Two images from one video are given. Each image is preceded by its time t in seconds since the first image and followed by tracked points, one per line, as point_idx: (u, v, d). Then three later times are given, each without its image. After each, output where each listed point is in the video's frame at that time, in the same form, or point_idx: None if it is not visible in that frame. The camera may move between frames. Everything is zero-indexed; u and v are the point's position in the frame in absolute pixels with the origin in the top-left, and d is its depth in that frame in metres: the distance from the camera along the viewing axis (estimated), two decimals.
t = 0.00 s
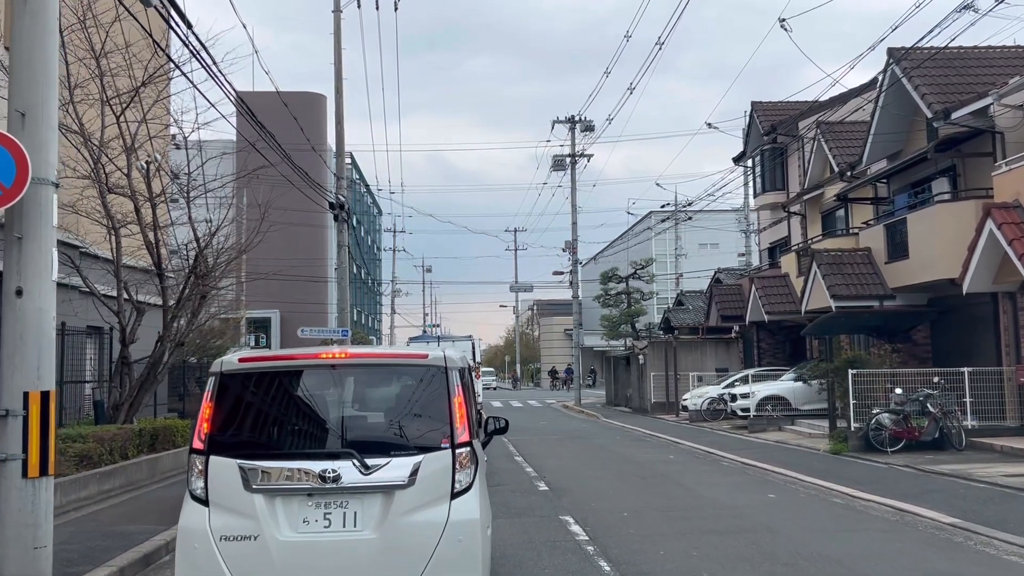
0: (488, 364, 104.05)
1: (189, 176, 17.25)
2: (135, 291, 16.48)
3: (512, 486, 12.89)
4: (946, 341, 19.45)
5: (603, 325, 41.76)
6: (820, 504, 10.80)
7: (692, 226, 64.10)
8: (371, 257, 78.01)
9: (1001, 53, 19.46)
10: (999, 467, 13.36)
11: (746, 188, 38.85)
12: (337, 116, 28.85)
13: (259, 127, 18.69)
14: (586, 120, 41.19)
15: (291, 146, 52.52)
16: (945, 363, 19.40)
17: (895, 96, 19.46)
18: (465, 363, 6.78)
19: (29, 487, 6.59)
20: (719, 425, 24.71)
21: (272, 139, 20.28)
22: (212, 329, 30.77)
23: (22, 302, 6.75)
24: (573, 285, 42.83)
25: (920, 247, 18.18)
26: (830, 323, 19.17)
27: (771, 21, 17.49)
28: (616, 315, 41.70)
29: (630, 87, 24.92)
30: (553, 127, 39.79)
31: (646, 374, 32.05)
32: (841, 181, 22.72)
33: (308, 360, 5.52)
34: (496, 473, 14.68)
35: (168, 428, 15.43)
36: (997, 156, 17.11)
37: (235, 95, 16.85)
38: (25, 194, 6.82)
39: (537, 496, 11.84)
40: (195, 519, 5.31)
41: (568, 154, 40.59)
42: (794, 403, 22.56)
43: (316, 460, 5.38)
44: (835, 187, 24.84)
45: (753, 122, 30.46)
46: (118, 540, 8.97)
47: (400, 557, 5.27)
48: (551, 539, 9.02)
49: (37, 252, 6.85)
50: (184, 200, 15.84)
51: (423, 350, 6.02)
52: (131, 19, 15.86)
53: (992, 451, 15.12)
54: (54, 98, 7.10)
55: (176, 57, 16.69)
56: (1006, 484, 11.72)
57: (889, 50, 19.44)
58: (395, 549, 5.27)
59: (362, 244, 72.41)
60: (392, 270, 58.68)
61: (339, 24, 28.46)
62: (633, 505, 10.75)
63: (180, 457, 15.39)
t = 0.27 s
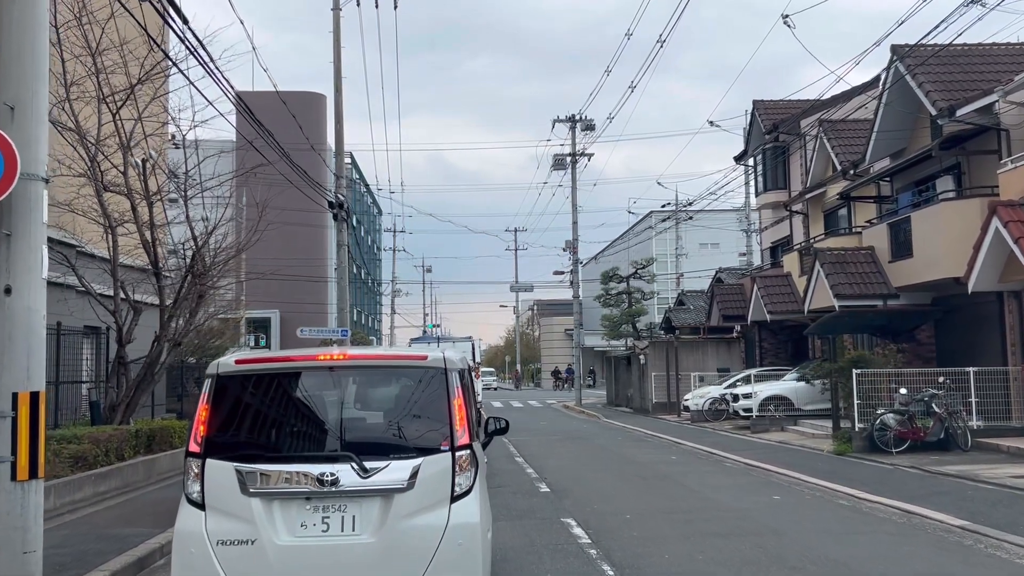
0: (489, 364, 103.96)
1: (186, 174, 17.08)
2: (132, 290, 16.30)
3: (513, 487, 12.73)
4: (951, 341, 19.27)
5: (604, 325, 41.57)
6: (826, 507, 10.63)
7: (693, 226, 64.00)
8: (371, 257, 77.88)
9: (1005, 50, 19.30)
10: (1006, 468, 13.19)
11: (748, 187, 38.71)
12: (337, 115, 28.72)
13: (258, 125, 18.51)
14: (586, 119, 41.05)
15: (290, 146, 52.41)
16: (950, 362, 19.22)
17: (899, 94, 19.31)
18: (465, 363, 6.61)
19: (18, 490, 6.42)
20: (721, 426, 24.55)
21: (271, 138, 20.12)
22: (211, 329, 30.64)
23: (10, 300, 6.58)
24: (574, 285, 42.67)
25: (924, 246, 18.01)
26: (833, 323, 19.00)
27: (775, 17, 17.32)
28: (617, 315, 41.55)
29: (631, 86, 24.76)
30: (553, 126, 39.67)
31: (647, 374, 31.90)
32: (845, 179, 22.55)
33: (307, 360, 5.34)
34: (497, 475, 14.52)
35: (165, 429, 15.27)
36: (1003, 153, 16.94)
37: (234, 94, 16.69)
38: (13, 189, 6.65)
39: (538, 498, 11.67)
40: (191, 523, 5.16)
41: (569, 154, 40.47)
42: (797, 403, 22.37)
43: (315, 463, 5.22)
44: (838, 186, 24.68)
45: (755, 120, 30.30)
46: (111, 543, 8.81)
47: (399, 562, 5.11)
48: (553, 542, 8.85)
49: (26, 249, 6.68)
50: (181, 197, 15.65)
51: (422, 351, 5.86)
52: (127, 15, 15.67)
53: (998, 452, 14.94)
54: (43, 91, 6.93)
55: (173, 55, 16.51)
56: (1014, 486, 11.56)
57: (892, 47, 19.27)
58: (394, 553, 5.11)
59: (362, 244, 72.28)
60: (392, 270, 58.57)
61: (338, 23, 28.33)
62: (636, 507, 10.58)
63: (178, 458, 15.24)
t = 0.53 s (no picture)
0: (489, 364, 103.77)
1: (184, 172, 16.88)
2: (128, 290, 16.09)
3: (514, 489, 12.52)
4: (956, 340, 19.07)
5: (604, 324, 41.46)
6: (834, 509, 10.42)
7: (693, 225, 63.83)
8: (371, 257, 77.67)
9: (1011, 46, 19.09)
10: (1015, 470, 12.98)
11: (749, 186, 38.51)
12: (336, 114, 28.51)
13: (257, 123, 18.30)
14: (587, 118, 40.86)
15: (290, 146, 52.23)
16: (956, 362, 19.02)
17: (904, 91, 19.11)
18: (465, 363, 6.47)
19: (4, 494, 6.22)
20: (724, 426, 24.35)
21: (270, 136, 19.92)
22: (209, 330, 30.43)
23: None
24: (574, 284, 42.49)
25: (930, 244, 17.80)
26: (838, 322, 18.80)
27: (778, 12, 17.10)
28: (618, 315, 41.34)
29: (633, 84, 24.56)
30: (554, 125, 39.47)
31: (648, 374, 31.70)
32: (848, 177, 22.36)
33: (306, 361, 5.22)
34: (497, 476, 14.32)
35: (162, 430, 15.07)
36: (1009, 150, 16.73)
37: (232, 91, 16.48)
38: None
39: (540, 501, 11.46)
40: (188, 526, 5.04)
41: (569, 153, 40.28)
42: (800, 404, 22.14)
43: (314, 464, 5.10)
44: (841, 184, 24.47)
45: (757, 118, 30.09)
46: (103, 547, 8.60)
47: (399, 565, 4.99)
48: (555, 546, 8.64)
49: (12, 245, 6.48)
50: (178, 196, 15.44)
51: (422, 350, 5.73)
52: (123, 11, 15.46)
53: (1006, 453, 14.73)
54: (30, 82, 6.73)
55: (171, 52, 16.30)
56: None
57: (897, 43, 19.06)
58: (393, 556, 4.99)
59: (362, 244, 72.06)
60: (392, 270, 58.39)
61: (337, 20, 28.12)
62: (640, 510, 10.37)
63: (174, 460, 15.04)
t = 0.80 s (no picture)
0: (489, 365, 103.42)
1: (181, 170, 16.71)
2: (123, 289, 15.87)
3: (515, 492, 12.31)
4: (962, 339, 18.87)
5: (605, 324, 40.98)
6: (842, 512, 10.20)
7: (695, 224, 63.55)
8: (371, 257, 77.35)
9: (1018, 42, 18.86)
10: None
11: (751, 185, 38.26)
12: (335, 111, 28.24)
13: (254, 120, 18.13)
14: (588, 116, 40.63)
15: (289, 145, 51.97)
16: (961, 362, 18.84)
17: (909, 88, 18.92)
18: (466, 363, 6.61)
19: None
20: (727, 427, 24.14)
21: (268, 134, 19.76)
22: (206, 330, 30.11)
23: None
24: (575, 284, 42.26)
25: (935, 242, 17.58)
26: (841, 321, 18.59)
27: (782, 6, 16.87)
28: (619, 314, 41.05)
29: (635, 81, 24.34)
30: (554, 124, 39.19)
31: (650, 374, 31.47)
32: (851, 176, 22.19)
33: (306, 362, 5.36)
34: (498, 478, 14.11)
35: (157, 431, 14.83)
36: (1017, 147, 16.51)
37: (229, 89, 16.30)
38: None
39: (541, 503, 11.26)
40: (187, 528, 5.17)
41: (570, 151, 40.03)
42: (804, 404, 21.91)
43: (313, 465, 5.24)
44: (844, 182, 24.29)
45: (759, 116, 29.86)
46: (94, 553, 8.37)
47: (399, 566, 5.12)
48: (557, 550, 8.42)
49: None
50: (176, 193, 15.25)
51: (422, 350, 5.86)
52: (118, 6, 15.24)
53: (1015, 454, 14.49)
54: (16, 74, 6.52)
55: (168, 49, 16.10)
56: None
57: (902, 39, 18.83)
58: (393, 556, 5.12)
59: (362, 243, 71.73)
60: (392, 270, 58.09)
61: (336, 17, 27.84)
62: (643, 513, 10.16)
63: (170, 461, 14.80)
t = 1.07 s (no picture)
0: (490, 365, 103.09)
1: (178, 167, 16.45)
2: (118, 287, 15.61)
3: (516, 494, 12.06)
4: (970, 338, 18.59)
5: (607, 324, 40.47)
6: (852, 515, 9.94)
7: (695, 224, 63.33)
8: (371, 257, 77.09)
9: None
10: None
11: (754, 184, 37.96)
12: (334, 108, 27.93)
13: (250, 116, 17.89)
14: (589, 114, 40.37)
15: (288, 143, 51.70)
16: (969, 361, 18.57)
17: (915, 83, 18.66)
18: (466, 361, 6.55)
19: None
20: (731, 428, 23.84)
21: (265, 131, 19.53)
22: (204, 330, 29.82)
23: None
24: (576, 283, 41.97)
25: (942, 240, 17.32)
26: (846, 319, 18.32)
27: None
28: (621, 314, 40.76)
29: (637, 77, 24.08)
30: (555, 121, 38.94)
31: (652, 373, 31.22)
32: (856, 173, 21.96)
33: (305, 361, 5.32)
34: (499, 479, 13.83)
35: (151, 432, 14.55)
36: None
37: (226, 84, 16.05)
38: None
39: (544, 506, 10.98)
40: (184, 529, 5.15)
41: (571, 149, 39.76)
42: (808, 404, 21.63)
43: (312, 466, 5.21)
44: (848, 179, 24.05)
45: (762, 114, 29.59)
46: (82, 559, 8.11)
47: (399, 567, 5.11)
48: (561, 555, 8.16)
49: None
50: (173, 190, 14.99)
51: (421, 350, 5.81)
52: None
53: None
54: None
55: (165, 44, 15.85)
56: None
57: (908, 33, 18.56)
58: (393, 557, 5.11)
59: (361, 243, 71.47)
60: (392, 269, 57.77)
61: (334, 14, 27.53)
62: (648, 516, 9.91)
63: (165, 463, 14.53)
